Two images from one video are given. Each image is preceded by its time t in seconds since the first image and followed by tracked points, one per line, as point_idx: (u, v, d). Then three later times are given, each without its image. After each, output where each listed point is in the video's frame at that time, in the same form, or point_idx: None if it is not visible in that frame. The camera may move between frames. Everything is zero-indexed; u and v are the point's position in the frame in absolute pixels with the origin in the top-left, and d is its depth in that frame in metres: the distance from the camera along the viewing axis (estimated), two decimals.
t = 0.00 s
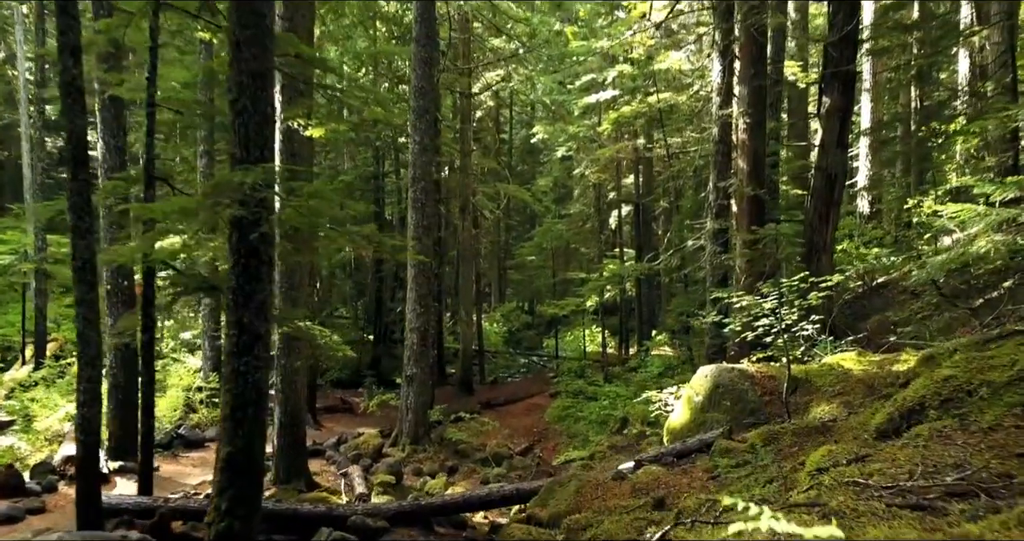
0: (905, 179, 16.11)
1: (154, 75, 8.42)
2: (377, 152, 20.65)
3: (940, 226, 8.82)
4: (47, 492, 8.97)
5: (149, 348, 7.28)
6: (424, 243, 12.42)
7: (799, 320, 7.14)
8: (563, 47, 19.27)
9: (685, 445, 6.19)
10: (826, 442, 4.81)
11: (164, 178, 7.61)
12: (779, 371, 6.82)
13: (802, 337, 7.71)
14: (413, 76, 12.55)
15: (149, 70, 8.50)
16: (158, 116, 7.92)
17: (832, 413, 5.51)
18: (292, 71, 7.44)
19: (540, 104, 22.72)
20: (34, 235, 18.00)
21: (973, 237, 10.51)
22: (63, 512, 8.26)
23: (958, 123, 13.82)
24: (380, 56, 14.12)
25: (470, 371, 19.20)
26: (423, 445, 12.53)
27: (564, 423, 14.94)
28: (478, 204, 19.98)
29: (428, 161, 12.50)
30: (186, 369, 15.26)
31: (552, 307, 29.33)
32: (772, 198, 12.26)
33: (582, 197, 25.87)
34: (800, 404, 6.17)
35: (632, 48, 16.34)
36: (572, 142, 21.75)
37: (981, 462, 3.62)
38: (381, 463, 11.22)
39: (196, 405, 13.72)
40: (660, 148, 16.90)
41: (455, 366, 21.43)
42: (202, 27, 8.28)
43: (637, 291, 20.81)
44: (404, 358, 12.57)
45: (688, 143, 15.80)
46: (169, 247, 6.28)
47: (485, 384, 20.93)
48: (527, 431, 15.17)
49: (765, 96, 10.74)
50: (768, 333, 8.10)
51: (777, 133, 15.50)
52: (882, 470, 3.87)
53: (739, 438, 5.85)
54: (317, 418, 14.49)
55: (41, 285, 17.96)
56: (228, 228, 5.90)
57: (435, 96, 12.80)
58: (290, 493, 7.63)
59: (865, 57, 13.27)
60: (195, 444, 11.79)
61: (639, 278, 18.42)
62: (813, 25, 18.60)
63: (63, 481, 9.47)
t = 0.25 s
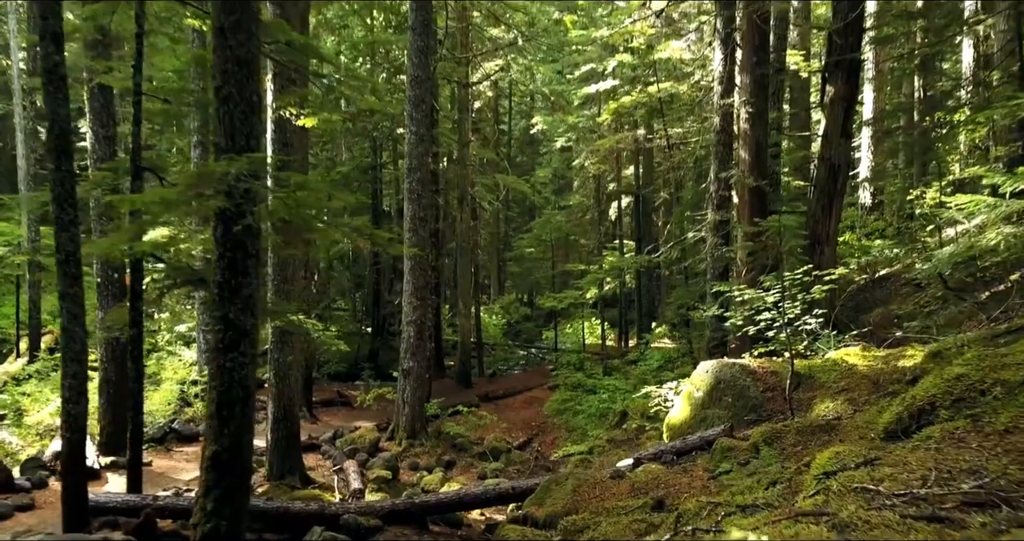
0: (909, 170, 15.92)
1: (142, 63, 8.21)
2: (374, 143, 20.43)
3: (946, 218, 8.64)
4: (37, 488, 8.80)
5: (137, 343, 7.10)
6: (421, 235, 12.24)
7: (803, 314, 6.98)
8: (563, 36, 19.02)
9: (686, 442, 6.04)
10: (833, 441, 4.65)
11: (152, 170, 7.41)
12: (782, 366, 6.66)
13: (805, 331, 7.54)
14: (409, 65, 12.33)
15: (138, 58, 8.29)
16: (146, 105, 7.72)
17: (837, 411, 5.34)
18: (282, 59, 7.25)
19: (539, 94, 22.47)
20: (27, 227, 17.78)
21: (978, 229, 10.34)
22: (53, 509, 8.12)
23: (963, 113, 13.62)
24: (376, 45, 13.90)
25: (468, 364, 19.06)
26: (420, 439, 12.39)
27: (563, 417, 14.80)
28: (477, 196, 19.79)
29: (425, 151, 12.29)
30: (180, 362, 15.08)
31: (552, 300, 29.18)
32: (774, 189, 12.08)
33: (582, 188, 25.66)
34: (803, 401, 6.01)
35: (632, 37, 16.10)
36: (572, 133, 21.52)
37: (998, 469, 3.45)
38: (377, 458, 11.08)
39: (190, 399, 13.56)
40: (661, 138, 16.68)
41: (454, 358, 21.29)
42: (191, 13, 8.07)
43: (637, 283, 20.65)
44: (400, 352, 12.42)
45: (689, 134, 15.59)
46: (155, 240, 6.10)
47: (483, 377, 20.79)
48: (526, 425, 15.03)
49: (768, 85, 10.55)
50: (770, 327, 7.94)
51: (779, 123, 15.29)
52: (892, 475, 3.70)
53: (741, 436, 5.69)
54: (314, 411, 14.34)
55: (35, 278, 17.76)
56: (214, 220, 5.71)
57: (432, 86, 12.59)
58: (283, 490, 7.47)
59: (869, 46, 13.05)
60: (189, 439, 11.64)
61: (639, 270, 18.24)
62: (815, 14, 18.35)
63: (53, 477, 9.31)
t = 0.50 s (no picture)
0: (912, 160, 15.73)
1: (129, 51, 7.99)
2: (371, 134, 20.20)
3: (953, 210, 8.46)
4: (26, 484, 8.65)
5: (124, 338, 6.93)
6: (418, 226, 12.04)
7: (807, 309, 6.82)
8: (562, 25, 18.77)
9: (686, 439, 5.89)
10: (839, 443, 4.49)
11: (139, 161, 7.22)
12: (785, 362, 6.49)
13: (808, 326, 7.38)
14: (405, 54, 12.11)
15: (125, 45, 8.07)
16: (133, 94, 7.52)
17: (842, 409, 5.19)
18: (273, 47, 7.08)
19: (538, 84, 22.24)
20: (20, 219, 17.57)
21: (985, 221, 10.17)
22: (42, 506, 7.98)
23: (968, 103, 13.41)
24: (372, 33, 13.67)
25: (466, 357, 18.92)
26: (417, 433, 12.25)
27: (562, 410, 14.66)
28: (475, 187, 19.59)
29: (421, 141, 12.08)
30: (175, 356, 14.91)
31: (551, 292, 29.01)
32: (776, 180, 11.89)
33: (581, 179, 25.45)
34: (806, 398, 5.86)
35: (632, 26, 15.87)
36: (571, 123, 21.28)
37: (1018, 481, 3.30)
38: (374, 453, 10.94)
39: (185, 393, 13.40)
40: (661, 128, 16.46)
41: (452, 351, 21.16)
42: None
43: (637, 274, 20.48)
44: (397, 346, 12.26)
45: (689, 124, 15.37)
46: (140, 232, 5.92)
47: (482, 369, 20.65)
48: (524, 418, 14.90)
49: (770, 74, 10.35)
50: (772, 321, 7.78)
51: (781, 113, 15.07)
52: (905, 482, 3.53)
53: (743, 435, 5.54)
54: (310, 405, 14.19)
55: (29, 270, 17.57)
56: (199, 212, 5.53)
57: (428, 75, 12.37)
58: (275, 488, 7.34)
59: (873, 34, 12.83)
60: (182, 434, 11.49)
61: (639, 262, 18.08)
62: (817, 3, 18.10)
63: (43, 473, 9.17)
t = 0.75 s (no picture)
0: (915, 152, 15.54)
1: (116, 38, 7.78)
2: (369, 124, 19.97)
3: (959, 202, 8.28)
4: (15, 480, 8.53)
5: (111, 332, 6.76)
6: (414, 218, 11.85)
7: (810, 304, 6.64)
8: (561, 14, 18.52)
9: (686, 438, 5.74)
10: (847, 444, 4.32)
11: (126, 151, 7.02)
12: (788, 358, 6.33)
13: (811, 321, 7.21)
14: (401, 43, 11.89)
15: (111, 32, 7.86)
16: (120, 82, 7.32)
17: (848, 408, 5.02)
18: (262, 34, 6.87)
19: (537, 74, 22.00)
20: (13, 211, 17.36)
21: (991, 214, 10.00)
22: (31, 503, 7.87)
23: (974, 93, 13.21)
24: (367, 22, 13.43)
25: (465, 349, 18.77)
26: (413, 428, 12.10)
27: (560, 404, 14.52)
28: (473, 178, 19.38)
29: (417, 132, 11.88)
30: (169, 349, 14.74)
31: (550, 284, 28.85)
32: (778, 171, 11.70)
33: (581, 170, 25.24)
34: (810, 396, 5.70)
35: (632, 15, 15.62)
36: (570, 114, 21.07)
37: None
38: (369, 449, 10.80)
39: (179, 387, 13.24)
40: (661, 119, 16.25)
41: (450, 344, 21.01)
42: None
43: (637, 267, 20.31)
44: (393, 339, 12.10)
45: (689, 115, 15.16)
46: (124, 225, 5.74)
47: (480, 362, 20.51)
48: (522, 412, 14.76)
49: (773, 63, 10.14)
50: (774, 316, 7.60)
51: (783, 103, 14.85)
52: (917, 489, 3.37)
53: (745, 434, 5.38)
54: (306, 399, 14.04)
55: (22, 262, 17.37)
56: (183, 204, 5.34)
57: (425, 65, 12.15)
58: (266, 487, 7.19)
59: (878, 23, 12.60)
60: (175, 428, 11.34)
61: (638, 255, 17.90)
62: None
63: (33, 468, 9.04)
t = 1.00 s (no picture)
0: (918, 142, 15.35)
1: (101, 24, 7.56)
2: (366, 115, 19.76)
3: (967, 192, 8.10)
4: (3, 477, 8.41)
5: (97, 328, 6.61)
6: (410, 210, 11.68)
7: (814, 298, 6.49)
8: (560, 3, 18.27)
9: (686, 437, 5.59)
10: (856, 447, 4.15)
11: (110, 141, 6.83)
12: (791, 354, 6.18)
13: (813, 315, 7.05)
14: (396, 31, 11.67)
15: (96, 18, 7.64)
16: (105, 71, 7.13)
17: (854, 407, 4.87)
18: (251, 21, 6.68)
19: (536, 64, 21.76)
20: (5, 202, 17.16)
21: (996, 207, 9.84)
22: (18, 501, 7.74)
23: (978, 82, 13.00)
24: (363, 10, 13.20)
25: (463, 342, 18.63)
26: (410, 422, 11.97)
27: (559, 397, 14.39)
28: (472, 169, 19.17)
29: (413, 122, 11.69)
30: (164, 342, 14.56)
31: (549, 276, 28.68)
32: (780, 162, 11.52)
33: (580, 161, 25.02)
34: (814, 393, 5.55)
35: (632, 4, 15.39)
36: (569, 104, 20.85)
37: None
38: (365, 444, 10.67)
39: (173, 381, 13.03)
40: (661, 109, 16.04)
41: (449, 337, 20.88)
42: None
43: (637, 258, 20.15)
44: (390, 333, 11.96)
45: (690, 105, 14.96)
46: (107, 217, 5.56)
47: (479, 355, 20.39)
48: (520, 405, 14.63)
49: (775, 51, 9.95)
50: (776, 310, 7.44)
51: (784, 94, 14.64)
52: (932, 498, 3.22)
53: (748, 433, 5.23)
54: (302, 393, 13.90)
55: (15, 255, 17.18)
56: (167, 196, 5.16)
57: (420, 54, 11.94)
58: (257, 485, 7.06)
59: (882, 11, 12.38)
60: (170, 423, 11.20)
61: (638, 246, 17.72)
62: None
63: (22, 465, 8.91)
